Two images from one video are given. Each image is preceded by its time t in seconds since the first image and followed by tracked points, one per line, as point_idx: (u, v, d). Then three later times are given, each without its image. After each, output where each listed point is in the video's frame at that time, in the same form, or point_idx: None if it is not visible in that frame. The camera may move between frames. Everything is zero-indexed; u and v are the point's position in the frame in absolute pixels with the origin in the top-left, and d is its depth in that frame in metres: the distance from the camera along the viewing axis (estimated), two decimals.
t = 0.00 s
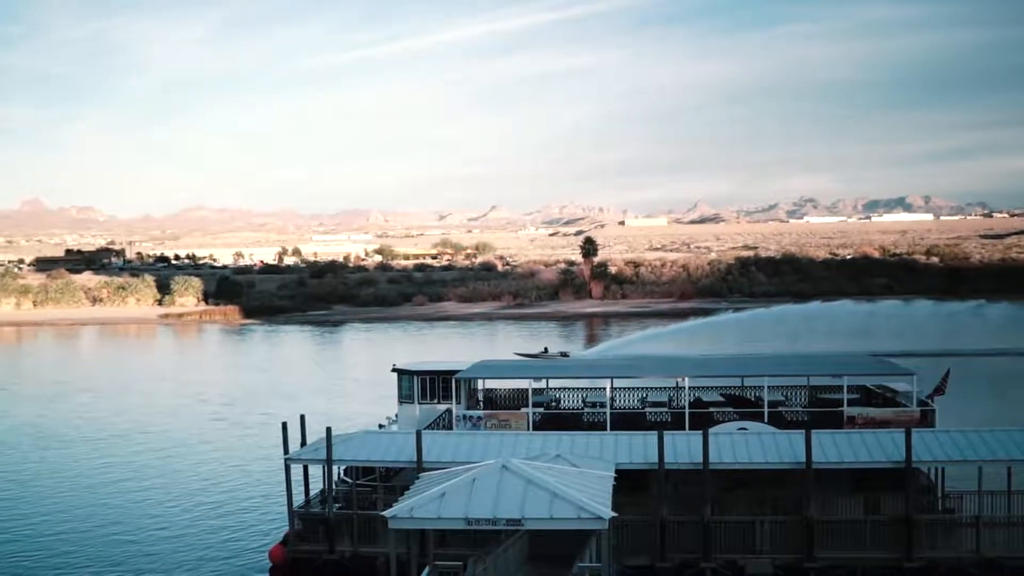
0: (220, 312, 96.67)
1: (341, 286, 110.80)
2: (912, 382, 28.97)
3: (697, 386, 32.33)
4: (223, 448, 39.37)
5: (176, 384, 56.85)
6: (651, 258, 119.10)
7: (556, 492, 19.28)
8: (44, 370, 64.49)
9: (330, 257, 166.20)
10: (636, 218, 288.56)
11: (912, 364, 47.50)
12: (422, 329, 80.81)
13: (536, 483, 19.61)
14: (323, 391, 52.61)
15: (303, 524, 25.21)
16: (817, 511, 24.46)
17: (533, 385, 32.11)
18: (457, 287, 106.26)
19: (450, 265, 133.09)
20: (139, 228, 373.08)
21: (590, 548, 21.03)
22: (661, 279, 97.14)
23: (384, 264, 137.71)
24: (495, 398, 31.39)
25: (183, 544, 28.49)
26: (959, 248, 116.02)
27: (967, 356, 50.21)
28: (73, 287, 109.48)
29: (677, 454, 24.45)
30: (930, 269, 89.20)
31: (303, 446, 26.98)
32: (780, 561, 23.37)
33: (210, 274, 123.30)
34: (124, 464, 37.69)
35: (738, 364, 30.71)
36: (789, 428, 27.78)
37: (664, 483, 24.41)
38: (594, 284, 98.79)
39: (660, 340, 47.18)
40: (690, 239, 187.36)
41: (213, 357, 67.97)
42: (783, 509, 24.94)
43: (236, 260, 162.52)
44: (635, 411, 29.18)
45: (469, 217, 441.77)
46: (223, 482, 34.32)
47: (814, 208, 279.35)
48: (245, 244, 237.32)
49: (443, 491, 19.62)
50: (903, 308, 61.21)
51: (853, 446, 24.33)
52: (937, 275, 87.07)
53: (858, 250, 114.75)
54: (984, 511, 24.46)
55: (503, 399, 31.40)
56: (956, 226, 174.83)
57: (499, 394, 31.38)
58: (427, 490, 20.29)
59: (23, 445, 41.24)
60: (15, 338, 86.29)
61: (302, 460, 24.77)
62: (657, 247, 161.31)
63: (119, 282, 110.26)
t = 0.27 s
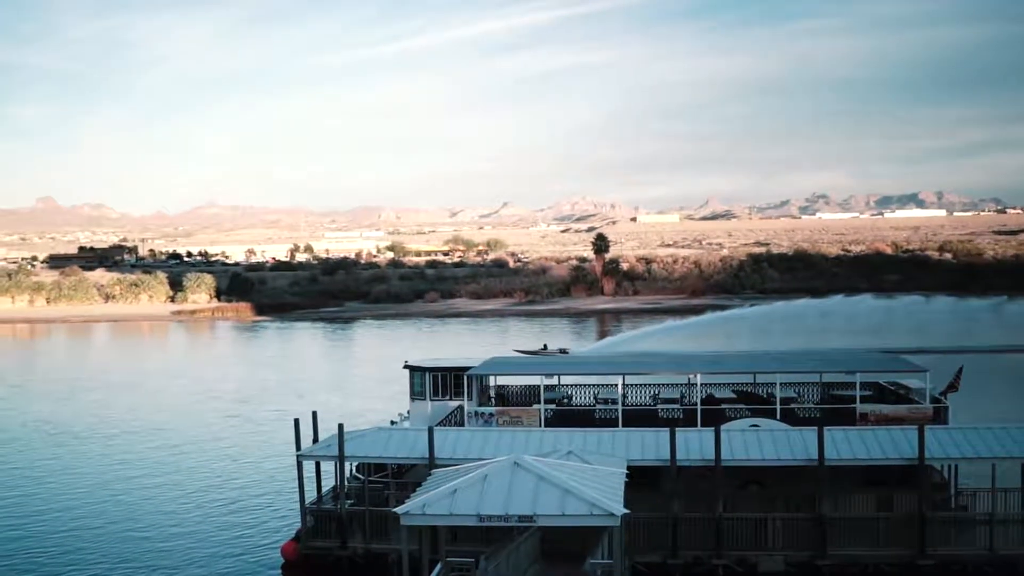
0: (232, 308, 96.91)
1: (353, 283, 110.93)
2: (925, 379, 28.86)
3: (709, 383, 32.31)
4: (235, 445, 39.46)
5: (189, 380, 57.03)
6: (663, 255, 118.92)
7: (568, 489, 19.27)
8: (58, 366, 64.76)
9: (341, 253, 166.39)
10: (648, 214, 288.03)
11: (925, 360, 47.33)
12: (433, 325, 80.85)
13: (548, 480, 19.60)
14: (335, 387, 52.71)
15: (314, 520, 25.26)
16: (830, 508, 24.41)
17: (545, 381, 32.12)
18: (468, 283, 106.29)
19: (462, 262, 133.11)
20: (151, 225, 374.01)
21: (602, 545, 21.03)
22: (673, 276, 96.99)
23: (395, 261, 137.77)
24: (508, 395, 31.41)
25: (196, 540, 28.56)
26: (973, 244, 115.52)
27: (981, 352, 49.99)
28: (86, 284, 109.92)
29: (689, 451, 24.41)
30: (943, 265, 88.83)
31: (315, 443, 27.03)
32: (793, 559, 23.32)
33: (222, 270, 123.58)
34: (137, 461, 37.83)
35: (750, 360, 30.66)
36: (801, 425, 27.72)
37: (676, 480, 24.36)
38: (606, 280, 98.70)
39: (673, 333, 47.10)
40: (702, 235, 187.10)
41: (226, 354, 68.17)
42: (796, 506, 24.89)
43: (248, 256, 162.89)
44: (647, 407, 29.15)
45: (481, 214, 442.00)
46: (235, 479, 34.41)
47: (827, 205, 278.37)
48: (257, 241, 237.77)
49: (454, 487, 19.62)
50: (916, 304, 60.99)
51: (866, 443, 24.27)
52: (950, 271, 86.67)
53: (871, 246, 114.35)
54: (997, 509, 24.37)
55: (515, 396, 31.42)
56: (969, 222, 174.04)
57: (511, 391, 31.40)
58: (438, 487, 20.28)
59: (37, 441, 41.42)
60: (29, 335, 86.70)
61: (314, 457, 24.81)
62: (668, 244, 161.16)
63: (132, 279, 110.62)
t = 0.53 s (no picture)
0: (244, 306, 97.16)
1: (364, 281, 111.07)
2: (937, 377, 28.76)
3: (720, 380, 32.28)
4: (248, 442, 39.56)
5: (202, 377, 57.22)
6: (674, 252, 118.67)
7: (579, 487, 19.27)
8: (71, 364, 64.99)
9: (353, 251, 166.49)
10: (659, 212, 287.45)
11: (938, 358, 47.16)
12: (445, 323, 80.88)
13: (559, 478, 19.61)
14: (347, 385, 52.85)
15: (326, 518, 25.30)
16: (841, 507, 24.37)
17: (557, 379, 32.13)
18: (480, 281, 106.35)
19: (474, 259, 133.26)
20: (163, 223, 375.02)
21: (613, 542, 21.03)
22: (684, 274, 96.83)
23: (407, 259, 137.98)
24: (519, 392, 31.43)
25: (209, 537, 28.66)
26: (986, 242, 115.04)
27: (994, 350, 49.80)
28: (98, 282, 110.29)
29: (700, 448, 24.39)
30: (956, 263, 88.48)
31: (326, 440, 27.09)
32: (804, 556, 23.28)
33: (235, 269, 123.92)
34: (150, 458, 37.96)
35: (761, 358, 30.66)
36: (813, 422, 27.68)
37: (687, 477, 24.33)
38: (618, 278, 98.61)
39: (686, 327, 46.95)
40: (714, 233, 186.68)
41: (238, 352, 68.34)
42: (806, 504, 24.85)
43: (260, 254, 163.24)
44: (658, 405, 29.14)
45: (492, 212, 442.06)
46: (248, 476, 34.53)
47: (839, 202, 277.53)
48: (269, 239, 238.24)
49: (465, 485, 19.63)
50: (929, 300, 60.85)
51: (877, 441, 24.20)
52: (964, 269, 86.33)
53: (882, 244, 113.99)
54: (1010, 508, 24.28)
55: (527, 393, 31.43)
56: (983, 220, 173.28)
57: (523, 388, 31.42)
58: (450, 484, 20.29)
59: (51, 438, 41.57)
60: (43, 333, 87.02)
61: (326, 454, 24.85)
62: (679, 242, 160.87)
63: (144, 277, 110.92)
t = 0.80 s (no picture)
0: (255, 304, 97.36)
1: (375, 279, 111.19)
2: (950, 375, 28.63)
3: (732, 379, 32.21)
4: (260, 440, 39.64)
5: (213, 375, 57.35)
6: (686, 250, 118.36)
7: (592, 485, 19.25)
8: (84, 362, 65.19)
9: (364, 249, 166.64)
10: (670, 210, 287.04)
11: (951, 357, 46.97)
12: (456, 321, 80.91)
13: (571, 476, 19.58)
14: (358, 383, 52.89)
15: (337, 516, 25.32)
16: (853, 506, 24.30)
17: (568, 377, 32.10)
18: (491, 279, 106.36)
19: (485, 257, 133.24)
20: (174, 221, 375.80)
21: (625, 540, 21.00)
22: (696, 272, 96.67)
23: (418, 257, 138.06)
24: (530, 391, 31.41)
25: (221, 535, 28.74)
26: (999, 240, 114.64)
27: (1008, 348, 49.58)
28: (110, 280, 110.62)
29: (712, 447, 24.34)
30: (970, 260, 88.10)
31: (338, 438, 27.11)
32: (816, 555, 23.21)
33: (246, 266, 124.18)
34: (162, 456, 38.05)
35: (773, 356, 30.58)
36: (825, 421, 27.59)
37: (699, 476, 24.28)
38: (629, 276, 98.50)
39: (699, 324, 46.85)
40: (725, 231, 186.34)
41: (250, 349, 68.46)
42: (818, 503, 24.77)
43: (272, 252, 163.54)
44: (669, 404, 29.08)
45: (503, 210, 442.25)
46: (260, 474, 34.61)
47: (851, 200, 276.76)
48: (280, 237, 238.64)
49: (477, 483, 19.63)
50: (941, 299, 60.62)
51: (889, 440, 24.12)
52: (977, 267, 85.97)
53: (894, 242, 113.61)
54: None
55: (538, 391, 31.40)
56: (996, 218, 172.67)
57: (534, 386, 31.39)
58: (462, 482, 20.29)
59: (64, 436, 41.71)
60: (55, 331, 87.26)
61: (337, 452, 24.87)
62: (691, 240, 160.82)
63: (156, 275, 111.21)
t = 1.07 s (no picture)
0: (268, 303, 97.57)
1: (387, 278, 111.33)
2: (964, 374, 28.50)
3: (745, 377, 32.15)
4: (273, 438, 39.73)
5: (227, 374, 57.52)
6: (698, 249, 118.20)
7: (604, 484, 19.22)
8: (97, 361, 65.39)
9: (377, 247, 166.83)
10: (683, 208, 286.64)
11: (965, 355, 46.80)
12: (469, 320, 81.00)
13: (583, 474, 19.55)
14: (371, 381, 53.00)
15: (350, 514, 25.35)
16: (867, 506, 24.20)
17: (581, 376, 32.09)
18: (503, 278, 106.42)
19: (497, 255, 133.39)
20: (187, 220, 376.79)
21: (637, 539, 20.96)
22: (708, 270, 96.54)
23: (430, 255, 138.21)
24: (543, 389, 31.41)
25: (235, 532, 28.82)
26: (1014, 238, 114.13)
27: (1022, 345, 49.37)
28: (124, 279, 110.94)
29: (724, 445, 24.29)
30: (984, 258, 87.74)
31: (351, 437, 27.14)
32: (829, 554, 23.12)
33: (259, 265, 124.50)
34: (176, 454, 38.11)
35: (786, 354, 30.52)
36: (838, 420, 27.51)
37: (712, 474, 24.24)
38: (641, 275, 98.45)
39: (712, 322, 46.81)
40: (737, 229, 186.06)
41: (263, 348, 68.64)
42: (832, 501, 24.67)
43: (284, 251, 163.87)
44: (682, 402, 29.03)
45: (514, 209, 442.08)
46: (273, 472, 34.68)
47: (864, 198, 275.88)
48: (293, 236, 239.18)
49: (490, 482, 19.62)
50: (955, 296, 60.40)
51: (903, 439, 24.02)
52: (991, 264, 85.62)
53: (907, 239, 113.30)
54: None
55: (550, 390, 31.42)
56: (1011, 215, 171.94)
57: (546, 385, 31.39)
58: (474, 481, 20.29)
59: (78, 435, 41.80)
60: (69, 329, 87.58)
61: (350, 451, 24.89)
62: (703, 238, 160.53)
63: (169, 274, 111.42)
